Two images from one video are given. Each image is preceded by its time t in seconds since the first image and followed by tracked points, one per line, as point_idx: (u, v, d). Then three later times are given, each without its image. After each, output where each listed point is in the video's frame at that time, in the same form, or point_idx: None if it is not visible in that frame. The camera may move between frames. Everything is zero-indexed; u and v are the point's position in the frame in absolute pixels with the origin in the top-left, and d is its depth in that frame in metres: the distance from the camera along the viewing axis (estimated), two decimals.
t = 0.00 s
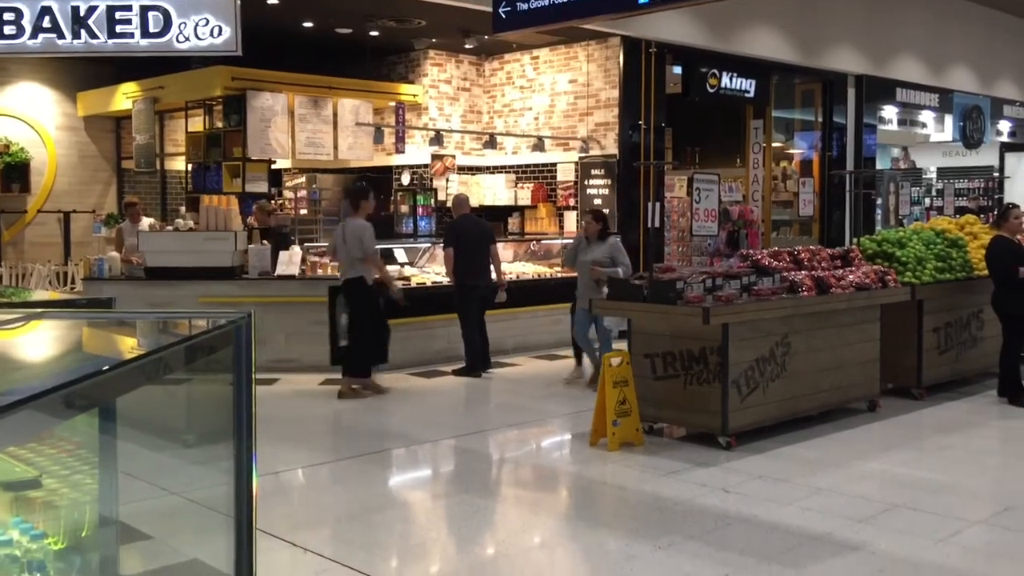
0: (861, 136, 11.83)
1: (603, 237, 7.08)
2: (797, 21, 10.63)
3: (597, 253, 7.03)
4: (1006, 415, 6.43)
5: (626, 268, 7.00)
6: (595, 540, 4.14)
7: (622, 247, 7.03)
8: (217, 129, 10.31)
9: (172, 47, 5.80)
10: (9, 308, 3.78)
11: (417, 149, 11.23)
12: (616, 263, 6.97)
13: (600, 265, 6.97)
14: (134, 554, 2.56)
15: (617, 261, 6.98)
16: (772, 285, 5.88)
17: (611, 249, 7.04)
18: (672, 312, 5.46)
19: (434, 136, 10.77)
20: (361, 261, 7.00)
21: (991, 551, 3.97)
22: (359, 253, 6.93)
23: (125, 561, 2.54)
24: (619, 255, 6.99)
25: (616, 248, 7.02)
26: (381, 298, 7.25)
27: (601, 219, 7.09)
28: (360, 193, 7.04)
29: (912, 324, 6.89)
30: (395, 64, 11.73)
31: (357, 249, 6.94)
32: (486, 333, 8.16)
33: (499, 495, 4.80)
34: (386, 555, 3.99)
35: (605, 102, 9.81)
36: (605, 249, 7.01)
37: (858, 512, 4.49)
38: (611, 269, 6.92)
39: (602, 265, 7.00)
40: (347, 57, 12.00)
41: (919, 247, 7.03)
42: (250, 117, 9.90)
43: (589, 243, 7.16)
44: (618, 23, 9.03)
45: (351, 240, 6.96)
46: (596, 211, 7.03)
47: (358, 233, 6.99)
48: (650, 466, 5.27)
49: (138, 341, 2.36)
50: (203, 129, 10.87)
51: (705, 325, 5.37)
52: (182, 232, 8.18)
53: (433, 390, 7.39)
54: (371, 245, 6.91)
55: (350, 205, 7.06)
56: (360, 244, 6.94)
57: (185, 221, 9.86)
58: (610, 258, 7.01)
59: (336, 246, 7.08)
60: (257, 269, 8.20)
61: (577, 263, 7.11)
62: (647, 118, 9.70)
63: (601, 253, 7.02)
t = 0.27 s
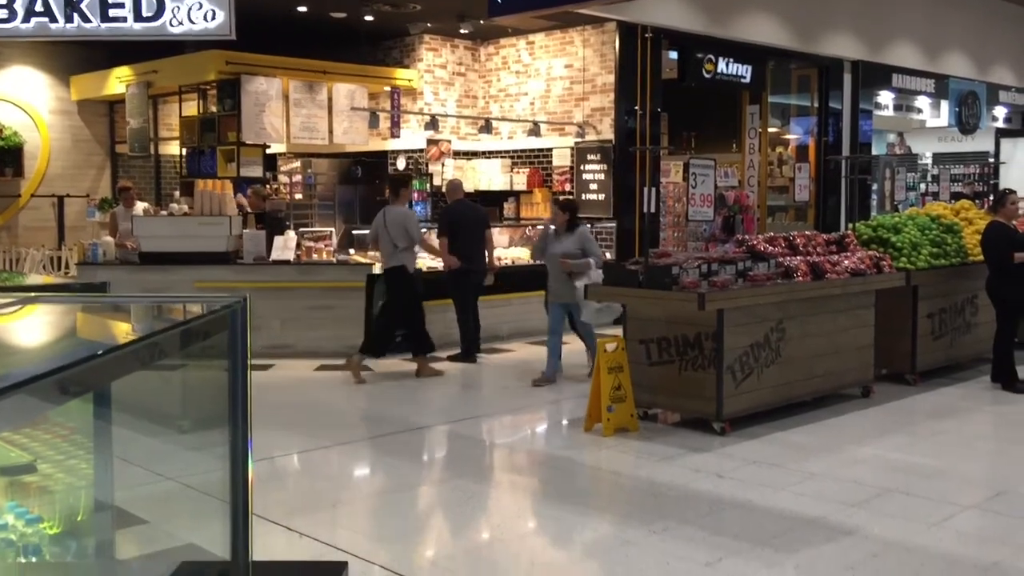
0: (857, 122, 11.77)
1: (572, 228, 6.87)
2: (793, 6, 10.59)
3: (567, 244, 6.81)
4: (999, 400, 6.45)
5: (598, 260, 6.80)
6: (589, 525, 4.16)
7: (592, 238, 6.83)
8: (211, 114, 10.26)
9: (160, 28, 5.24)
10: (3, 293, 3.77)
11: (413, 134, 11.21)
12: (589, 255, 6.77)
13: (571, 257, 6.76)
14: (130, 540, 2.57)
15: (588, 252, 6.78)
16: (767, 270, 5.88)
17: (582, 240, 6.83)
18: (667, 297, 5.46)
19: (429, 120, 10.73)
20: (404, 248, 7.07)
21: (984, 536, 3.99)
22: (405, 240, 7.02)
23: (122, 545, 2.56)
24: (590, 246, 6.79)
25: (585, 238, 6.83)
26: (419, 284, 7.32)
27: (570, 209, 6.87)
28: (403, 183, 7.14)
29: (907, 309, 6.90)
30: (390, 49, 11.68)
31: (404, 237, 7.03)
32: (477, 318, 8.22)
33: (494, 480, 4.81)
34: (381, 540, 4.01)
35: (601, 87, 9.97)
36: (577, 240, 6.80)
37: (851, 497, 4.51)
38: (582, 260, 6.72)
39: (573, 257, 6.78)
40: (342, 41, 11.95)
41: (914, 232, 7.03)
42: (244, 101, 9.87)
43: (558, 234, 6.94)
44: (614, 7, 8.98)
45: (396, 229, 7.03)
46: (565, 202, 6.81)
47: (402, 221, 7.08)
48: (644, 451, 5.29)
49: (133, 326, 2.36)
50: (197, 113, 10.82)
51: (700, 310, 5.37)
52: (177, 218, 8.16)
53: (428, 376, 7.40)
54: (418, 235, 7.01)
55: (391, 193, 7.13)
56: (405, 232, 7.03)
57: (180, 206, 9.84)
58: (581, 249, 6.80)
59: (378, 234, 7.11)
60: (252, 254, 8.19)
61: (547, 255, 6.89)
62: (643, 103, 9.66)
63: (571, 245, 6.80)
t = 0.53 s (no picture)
0: (858, 108, 11.76)
1: (545, 211, 6.87)
2: None
3: (541, 227, 6.82)
4: (1000, 386, 6.46)
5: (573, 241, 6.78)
6: (590, 511, 4.17)
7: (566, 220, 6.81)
8: (212, 101, 10.24)
9: (165, 18, 5.18)
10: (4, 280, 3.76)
11: (413, 121, 11.19)
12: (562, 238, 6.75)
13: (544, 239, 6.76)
14: (133, 527, 2.48)
15: (562, 234, 6.77)
16: (768, 258, 5.89)
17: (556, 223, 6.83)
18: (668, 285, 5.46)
19: (430, 108, 10.72)
20: (448, 231, 7.20)
21: (985, 521, 4.00)
22: (451, 223, 7.12)
23: (124, 531, 2.47)
24: (564, 228, 6.78)
25: (558, 220, 6.81)
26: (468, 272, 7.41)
27: (542, 192, 6.86)
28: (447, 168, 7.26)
29: (908, 296, 6.90)
30: (391, 36, 11.64)
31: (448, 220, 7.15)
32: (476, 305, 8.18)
33: (496, 466, 4.82)
34: (383, 525, 4.03)
35: (602, 74, 9.80)
36: (551, 223, 6.80)
37: (852, 483, 4.52)
38: (556, 243, 6.71)
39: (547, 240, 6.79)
40: (342, 28, 11.92)
41: (915, 219, 7.02)
42: (245, 89, 9.85)
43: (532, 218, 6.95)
44: None
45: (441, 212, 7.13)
46: (536, 184, 6.83)
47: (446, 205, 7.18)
48: (646, 437, 5.30)
49: (134, 314, 2.36)
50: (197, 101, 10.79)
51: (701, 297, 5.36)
52: (178, 205, 8.16)
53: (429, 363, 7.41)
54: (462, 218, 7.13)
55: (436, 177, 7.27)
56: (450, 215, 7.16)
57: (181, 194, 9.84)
58: (554, 231, 6.80)
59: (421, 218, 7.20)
60: (254, 242, 8.22)
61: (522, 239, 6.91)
62: (644, 90, 9.63)
63: (545, 227, 6.81)
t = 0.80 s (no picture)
0: (862, 100, 11.72)
1: (522, 210, 6.62)
2: None
3: (515, 227, 6.58)
4: (1004, 378, 6.46)
5: (549, 244, 6.54)
6: (595, 503, 4.18)
7: (543, 221, 6.56)
8: (215, 95, 10.23)
9: (168, 13, 5.16)
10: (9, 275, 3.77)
11: (417, 114, 11.18)
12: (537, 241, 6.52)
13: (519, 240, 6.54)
14: (139, 521, 2.49)
15: (538, 237, 6.53)
16: (772, 250, 5.88)
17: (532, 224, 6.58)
18: (672, 277, 5.45)
19: (433, 101, 10.71)
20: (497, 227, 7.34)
21: (989, 513, 4.00)
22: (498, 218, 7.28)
23: (132, 525, 2.48)
24: (540, 230, 6.54)
25: (535, 222, 6.57)
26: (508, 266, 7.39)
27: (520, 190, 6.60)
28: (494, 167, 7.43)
29: (912, 288, 6.89)
30: (393, 29, 11.62)
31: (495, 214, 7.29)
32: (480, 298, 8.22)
33: (499, 460, 4.83)
34: (389, 518, 4.04)
35: (605, 66, 9.80)
36: (527, 225, 6.55)
37: (857, 474, 4.52)
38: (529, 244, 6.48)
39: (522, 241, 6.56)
40: (345, 21, 11.90)
41: (920, 211, 7.01)
42: (248, 83, 9.84)
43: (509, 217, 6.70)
44: None
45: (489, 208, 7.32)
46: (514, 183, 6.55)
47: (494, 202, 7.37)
48: (650, 430, 5.30)
49: (139, 308, 2.36)
50: (200, 95, 10.78)
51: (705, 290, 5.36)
52: (181, 199, 8.16)
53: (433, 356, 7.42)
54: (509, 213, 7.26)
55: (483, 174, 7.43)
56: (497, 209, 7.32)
57: (184, 188, 9.84)
58: (530, 232, 6.57)
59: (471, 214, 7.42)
60: (257, 236, 8.23)
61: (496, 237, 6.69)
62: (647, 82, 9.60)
63: (520, 228, 6.57)
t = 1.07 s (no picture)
0: (860, 94, 11.70)
1: (485, 202, 6.66)
2: None
3: (477, 219, 6.64)
4: (1001, 372, 6.47)
5: (511, 236, 6.58)
6: (592, 498, 4.18)
7: (504, 213, 6.59)
8: (212, 91, 10.21)
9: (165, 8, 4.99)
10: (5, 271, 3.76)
11: (414, 110, 11.18)
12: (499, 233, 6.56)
13: (481, 233, 6.58)
14: (137, 516, 2.48)
15: (499, 229, 6.57)
16: (770, 244, 5.87)
17: (495, 216, 6.61)
18: (670, 271, 5.45)
19: (431, 97, 10.71)
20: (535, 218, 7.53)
21: (986, 506, 4.01)
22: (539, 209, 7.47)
23: (129, 521, 2.48)
24: (502, 222, 6.57)
25: (497, 214, 6.61)
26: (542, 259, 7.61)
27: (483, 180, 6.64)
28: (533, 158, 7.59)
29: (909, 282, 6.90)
30: (390, 24, 11.59)
31: (536, 208, 7.48)
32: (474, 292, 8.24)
33: (498, 454, 4.84)
34: (387, 513, 4.05)
35: (602, 61, 9.99)
36: (490, 217, 6.59)
37: (854, 468, 4.53)
38: (489, 236, 6.53)
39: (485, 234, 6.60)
40: (342, 16, 11.88)
41: (917, 205, 7.00)
42: (245, 78, 9.82)
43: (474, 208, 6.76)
44: None
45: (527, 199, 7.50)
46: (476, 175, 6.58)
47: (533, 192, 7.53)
48: (648, 424, 5.31)
49: (137, 303, 2.36)
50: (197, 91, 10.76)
51: (703, 284, 5.35)
52: (178, 195, 8.16)
53: (431, 351, 7.42)
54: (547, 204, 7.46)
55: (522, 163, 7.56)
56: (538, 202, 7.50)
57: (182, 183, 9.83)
58: (491, 224, 6.61)
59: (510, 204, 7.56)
60: (254, 232, 8.21)
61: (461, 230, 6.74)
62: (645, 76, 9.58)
63: (481, 220, 6.62)
